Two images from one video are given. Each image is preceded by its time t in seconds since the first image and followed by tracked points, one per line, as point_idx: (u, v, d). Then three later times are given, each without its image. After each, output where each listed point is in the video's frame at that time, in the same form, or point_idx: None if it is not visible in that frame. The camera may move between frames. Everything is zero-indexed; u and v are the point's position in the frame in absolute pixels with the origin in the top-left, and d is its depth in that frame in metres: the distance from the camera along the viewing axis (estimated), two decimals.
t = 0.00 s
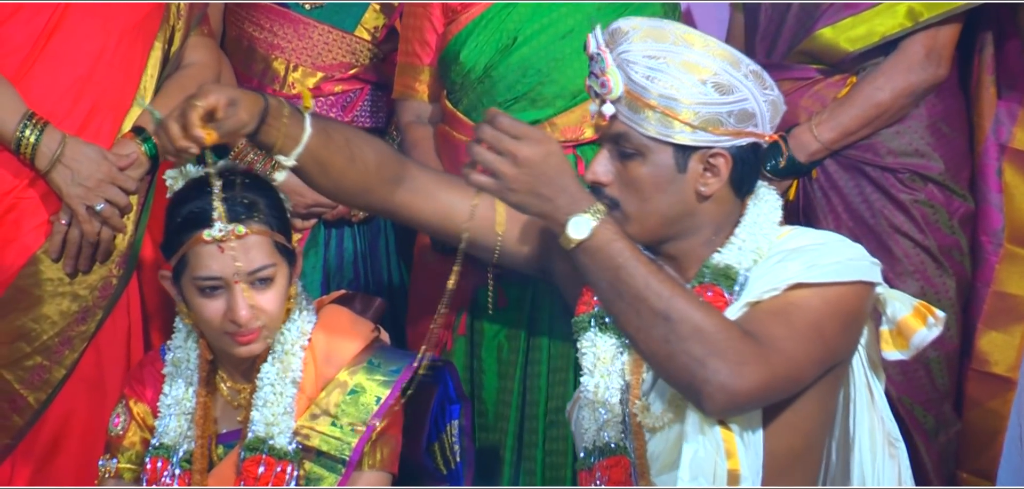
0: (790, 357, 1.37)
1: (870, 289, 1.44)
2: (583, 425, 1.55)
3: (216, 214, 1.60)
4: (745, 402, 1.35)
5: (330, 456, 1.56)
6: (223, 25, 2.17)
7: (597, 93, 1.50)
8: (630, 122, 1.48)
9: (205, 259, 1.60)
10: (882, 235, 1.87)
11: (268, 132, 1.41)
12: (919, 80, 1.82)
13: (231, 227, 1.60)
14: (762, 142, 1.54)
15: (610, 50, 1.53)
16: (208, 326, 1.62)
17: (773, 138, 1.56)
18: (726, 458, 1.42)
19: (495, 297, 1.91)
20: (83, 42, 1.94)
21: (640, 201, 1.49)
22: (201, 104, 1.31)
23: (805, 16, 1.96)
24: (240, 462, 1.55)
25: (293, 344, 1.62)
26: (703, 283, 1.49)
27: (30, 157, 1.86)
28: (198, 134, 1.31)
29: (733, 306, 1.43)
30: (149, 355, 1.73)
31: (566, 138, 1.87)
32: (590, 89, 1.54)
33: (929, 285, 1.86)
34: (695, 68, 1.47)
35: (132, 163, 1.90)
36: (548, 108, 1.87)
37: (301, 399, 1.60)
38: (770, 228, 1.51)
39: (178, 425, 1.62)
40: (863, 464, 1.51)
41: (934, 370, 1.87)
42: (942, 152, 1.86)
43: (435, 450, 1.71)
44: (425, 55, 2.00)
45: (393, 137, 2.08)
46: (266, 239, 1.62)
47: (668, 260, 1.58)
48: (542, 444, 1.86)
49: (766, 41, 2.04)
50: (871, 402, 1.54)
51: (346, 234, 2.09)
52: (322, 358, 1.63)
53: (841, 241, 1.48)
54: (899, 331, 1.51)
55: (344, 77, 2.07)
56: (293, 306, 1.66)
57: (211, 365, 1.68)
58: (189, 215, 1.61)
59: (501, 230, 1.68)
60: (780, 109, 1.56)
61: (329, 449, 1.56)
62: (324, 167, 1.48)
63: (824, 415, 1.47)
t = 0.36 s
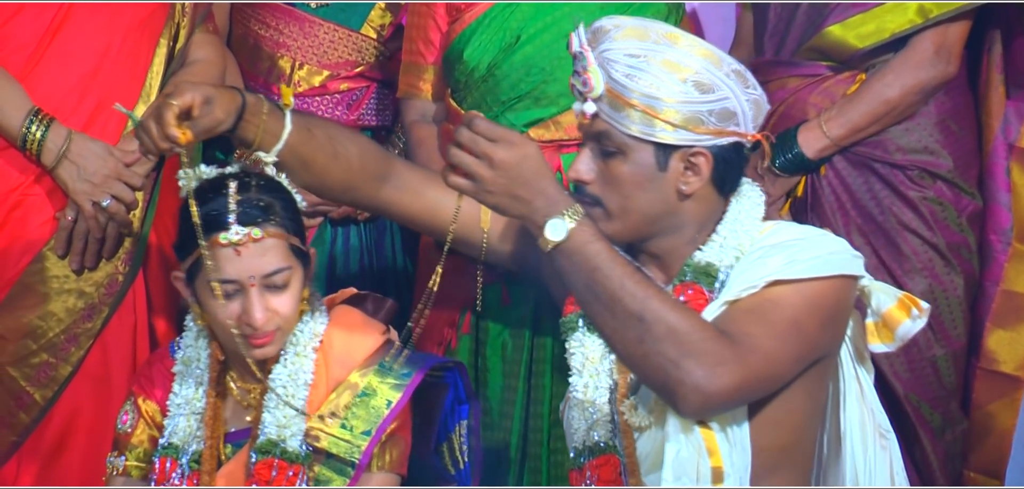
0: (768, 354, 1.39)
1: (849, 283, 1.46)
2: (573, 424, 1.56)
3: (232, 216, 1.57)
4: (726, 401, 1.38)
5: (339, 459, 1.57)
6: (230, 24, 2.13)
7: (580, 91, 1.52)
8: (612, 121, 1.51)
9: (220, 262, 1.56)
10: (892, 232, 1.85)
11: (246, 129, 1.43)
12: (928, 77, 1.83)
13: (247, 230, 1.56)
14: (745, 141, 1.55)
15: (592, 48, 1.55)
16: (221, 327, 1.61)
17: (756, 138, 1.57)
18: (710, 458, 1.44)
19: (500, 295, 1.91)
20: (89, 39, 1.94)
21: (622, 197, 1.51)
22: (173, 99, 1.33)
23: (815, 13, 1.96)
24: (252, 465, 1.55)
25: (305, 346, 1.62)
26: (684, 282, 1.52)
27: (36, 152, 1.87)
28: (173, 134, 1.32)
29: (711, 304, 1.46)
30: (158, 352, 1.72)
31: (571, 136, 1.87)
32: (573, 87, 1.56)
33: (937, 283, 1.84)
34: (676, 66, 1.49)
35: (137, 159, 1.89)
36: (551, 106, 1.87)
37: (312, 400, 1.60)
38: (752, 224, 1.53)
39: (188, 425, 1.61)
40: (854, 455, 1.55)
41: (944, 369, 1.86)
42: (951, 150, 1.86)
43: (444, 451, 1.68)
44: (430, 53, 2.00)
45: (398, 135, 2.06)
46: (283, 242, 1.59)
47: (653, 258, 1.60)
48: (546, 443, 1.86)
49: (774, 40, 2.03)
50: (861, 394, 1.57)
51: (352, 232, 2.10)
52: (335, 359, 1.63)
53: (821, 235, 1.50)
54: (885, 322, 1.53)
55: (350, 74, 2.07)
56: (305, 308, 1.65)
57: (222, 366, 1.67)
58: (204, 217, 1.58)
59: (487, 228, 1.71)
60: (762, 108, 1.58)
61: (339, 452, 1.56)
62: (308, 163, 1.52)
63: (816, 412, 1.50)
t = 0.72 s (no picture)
0: (749, 354, 1.42)
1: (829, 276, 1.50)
2: (567, 423, 1.64)
3: (252, 219, 1.55)
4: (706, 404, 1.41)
5: (352, 462, 1.59)
6: (235, 22, 2.06)
7: (563, 87, 1.58)
8: (595, 117, 1.56)
9: (239, 265, 1.55)
10: (904, 232, 1.87)
11: (235, 129, 1.61)
12: (941, 74, 1.86)
13: (266, 234, 1.54)
14: (730, 139, 1.59)
15: (577, 45, 1.60)
16: (237, 329, 1.59)
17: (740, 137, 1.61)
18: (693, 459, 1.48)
19: (505, 294, 1.89)
20: (95, 40, 1.95)
21: (605, 193, 1.58)
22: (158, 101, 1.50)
23: (826, 11, 1.94)
24: (268, 467, 1.59)
25: (321, 348, 1.63)
26: (669, 280, 1.57)
27: (42, 155, 1.87)
28: (160, 132, 1.51)
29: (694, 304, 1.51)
30: (170, 351, 1.70)
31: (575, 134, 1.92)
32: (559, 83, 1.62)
33: (947, 280, 1.86)
34: (658, 64, 1.54)
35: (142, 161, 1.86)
36: (554, 105, 1.92)
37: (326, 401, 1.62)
38: (737, 222, 1.58)
39: (202, 424, 1.60)
40: (849, 448, 1.60)
41: (950, 365, 1.88)
42: (962, 148, 1.87)
43: (454, 452, 1.68)
44: (433, 53, 2.01)
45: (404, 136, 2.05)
46: (303, 246, 1.58)
47: (638, 256, 1.66)
48: (552, 443, 1.86)
49: (783, 38, 1.97)
50: (854, 386, 1.62)
51: (359, 230, 1.97)
52: (349, 360, 1.64)
53: (803, 232, 1.56)
54: (874, 315, 1.60)
55: (356, 73, 2.07)
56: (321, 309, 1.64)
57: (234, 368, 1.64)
58: (223, 219, 1.56)
59: (477, 230, 1.78)
60: (747, 108, 1.62)
61: (352, 455, 1.59)
62: (297, 162, 1.66)
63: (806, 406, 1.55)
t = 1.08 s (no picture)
0: (733, 341, 1.46)
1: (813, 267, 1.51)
2: (568, 421, 1.65)
3: (270, 224, 1.55)
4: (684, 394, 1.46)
5: (366, 465, 1.59)
6: (245, 21, 2.05)
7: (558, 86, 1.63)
8: (589, 114, 1.60)
9: (256, 269, 1.55)
10: (921, 230, 1.87)
11: (230, 133, 1.67)
12: (959, 74, 1.87)
13: (284, 239, 1.55)
14: (725, 136, 1.63)
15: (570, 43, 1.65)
16: (253, 332, 1.60)
17: (735, 133, 1.65)
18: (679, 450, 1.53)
19: (512, 293, 1.89)
20: (104, 42, 1.94)
21: (599, 192, 1.62)
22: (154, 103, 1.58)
23: (842, 11, 1.95)
24: (281, 470, 1.58)
25: (338, 351, 1.62)
26: (662, 274, 1.60)
27: (51, 158, 1.87)
28: (155, 132, 1.59)
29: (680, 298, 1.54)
30: (184, 350, 1.70)
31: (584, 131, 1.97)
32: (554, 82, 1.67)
33: (966, 280, 1.85)
34: (650, 60, 1.58)
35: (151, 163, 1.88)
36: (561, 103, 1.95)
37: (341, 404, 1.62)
38: (732, 216, 1.60)
39: (219, 425, 1.60)
40: (851, 441, 1.63)
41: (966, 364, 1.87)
42: (980, 146, 1.86)
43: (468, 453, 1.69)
44: (438, 51, 2.02)
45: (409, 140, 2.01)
46: (320, 252, 1.58)
47: (636, 256, 1.69)
48: (559, 441, 1.86)
49: (797, 37, 1.99)
50: (855, 380, 1.65)
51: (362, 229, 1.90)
52: (366, 364, 1.64)
53: (796, 223, 1.57)
54: (871, 307, 1.61)
55: (367, 72, 2.07)
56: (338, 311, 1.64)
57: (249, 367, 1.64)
58: (241, 223, 1.55)
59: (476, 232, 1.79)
60: (742, 105, 1.66)
61: (366, 458, 1.59)
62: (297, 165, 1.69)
63: (808, 394, 1.58)
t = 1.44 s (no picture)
0: (720, 329, 1.47)
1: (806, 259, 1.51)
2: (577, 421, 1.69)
3: (283, 225, 1.55)
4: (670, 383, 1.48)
5: (380, 468, 1.58)
6: (257, 22, 2.05)
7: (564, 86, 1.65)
8: (596, 113, 1.62)
9: (269, 270, 1.55)
10: (941, 231, 1.86)
11: (235, 144, 1.73)
12: (979, 74, 1.87)
13: (297, 241, 1.54)
14: (731, 134, 1.63)
15: (576, 43, 1.67)
16: (267, 335, 1.59)
17: (744, 131, 1.64)
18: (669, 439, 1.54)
19: (523, 292, 1.86)
20: (115, 46, 1.94)
21: (607, 190, 1.63)
22: (157, 111, 1.62)
23: (859, 10, 1.95)
24: (297, 473, 1.57)
25: (352, 353, 1.62)
26: (662, 268, 1.61)
27: (62, 163, 1.85)
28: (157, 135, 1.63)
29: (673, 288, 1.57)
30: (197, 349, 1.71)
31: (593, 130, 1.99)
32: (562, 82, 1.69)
33: (984, 279, 1.84)
34: (655, 58, 1.60)
35: (159, 169, 1.85)
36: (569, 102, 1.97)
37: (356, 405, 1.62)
38: (738, 211, 1.58)
39: (233, 425, 1.60)
40: (860, 441, 1.64)
41: (985, 365, 1.85)
42: (998, 147, 1.86)
43: (481, 456, 1.70)
44: (446, 53, 2.04)
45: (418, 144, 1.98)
46: (333, 254, 1.57)
47: (646, 256, 1.69)
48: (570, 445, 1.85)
49: (814, 36, 1.99)
50: (863, 377, 1.65)
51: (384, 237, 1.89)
52: (379, 366, 1.64)
53: (799, 216, 1.57)
54: (877, 303, 1.61)
55: (378, 72, 2.07)
56: (353, 313, 1.64)
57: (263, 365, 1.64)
58: (255, 223, 1.56)
59: (487, 239, 1.79)
60: (749, 103, 1.66)
61: (380, 461, 1.58)
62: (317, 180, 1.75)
63: (816, 388, 1.59)
